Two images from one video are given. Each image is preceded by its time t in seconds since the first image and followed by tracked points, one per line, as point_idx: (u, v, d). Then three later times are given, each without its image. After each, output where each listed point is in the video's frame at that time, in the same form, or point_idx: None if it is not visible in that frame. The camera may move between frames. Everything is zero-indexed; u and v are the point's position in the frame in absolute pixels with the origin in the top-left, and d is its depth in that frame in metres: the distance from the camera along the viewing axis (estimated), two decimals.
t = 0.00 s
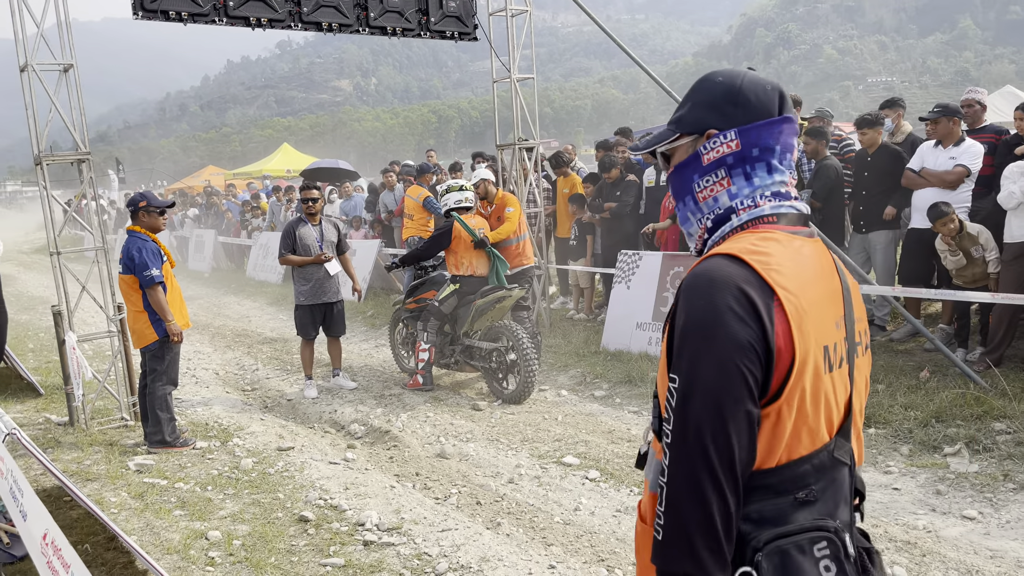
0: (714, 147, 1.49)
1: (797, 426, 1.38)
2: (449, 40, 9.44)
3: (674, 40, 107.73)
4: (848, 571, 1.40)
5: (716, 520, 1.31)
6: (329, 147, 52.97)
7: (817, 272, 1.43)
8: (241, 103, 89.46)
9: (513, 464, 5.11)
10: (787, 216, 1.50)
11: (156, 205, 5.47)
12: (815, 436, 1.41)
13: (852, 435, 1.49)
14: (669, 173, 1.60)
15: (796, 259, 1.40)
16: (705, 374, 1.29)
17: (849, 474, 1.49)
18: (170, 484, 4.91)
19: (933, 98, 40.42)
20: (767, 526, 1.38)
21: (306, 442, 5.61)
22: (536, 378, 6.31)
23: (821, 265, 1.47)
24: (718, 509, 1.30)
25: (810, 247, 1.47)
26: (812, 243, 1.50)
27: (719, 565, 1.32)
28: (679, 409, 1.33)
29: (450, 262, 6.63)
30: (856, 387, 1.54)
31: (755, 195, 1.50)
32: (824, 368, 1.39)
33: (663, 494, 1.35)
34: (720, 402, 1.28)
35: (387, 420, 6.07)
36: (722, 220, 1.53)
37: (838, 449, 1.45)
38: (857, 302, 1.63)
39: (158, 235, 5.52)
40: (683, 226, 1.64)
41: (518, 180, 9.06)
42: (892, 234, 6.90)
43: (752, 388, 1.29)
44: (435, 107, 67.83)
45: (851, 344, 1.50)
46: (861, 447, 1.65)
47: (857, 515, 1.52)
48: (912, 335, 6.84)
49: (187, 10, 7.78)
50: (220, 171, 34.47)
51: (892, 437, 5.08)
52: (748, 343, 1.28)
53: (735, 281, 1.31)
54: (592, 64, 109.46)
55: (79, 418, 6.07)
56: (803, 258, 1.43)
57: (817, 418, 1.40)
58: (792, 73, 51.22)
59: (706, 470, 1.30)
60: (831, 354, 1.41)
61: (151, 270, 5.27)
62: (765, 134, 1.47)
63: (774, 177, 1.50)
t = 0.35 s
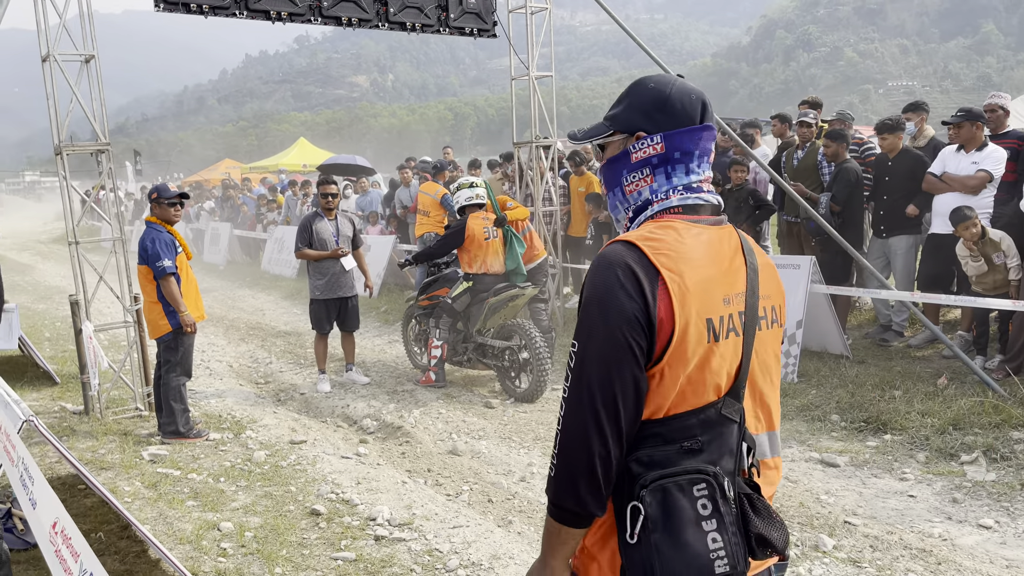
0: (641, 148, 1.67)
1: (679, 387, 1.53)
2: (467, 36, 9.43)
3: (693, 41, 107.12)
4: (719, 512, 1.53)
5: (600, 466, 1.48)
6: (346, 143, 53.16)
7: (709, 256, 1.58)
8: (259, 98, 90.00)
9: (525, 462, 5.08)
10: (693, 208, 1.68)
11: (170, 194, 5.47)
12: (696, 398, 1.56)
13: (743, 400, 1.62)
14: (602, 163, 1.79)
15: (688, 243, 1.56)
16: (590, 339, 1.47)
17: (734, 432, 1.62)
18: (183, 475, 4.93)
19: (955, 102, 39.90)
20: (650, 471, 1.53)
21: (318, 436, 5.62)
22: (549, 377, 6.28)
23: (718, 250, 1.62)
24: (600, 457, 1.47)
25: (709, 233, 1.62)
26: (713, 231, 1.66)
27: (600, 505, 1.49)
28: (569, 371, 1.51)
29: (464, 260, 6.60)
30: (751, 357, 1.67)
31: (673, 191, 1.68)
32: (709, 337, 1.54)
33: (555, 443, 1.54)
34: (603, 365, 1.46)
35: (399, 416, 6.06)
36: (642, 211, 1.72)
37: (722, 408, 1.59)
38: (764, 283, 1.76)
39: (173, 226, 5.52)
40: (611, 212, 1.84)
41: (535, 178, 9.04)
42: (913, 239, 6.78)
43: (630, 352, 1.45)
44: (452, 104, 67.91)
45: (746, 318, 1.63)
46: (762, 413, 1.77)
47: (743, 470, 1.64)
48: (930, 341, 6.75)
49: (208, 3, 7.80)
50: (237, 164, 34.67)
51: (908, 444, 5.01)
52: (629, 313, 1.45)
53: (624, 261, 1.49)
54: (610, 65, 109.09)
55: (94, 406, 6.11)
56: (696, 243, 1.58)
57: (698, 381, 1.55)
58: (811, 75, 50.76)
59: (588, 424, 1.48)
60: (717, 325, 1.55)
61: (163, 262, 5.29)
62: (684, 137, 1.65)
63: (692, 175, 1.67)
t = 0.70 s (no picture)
0: (517, 178, 1.78)
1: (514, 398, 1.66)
2: (480, 36, 9.45)
3: (705, 42, 106.74)
4: (539, 499, 1.62)
5: (447, 470, 1.67)
6: (357, 142, 53.31)
7: (548, 278, 1.67)
8: (271, 96, 90.42)
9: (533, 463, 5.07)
10: (551, 238, 1.77)
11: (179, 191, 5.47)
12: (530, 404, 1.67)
13: (577, 403, 1.69)
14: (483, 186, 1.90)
15: (525, 268, 1.68)
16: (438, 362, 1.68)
17: (568, 430, 1.69)
18: (193, 471, 4.95)
19: (969, 105, 39.59)
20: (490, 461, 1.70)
21: (327, 434, 5.63)
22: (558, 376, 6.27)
23: (560, 270, 1.70)
24: (446, 462, 1.67)
25: (552, 257, 1.71)
26: (563, 253, 1.74)
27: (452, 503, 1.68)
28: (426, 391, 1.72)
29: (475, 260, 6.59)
30: (594, 365, 1.72)
31: (537, 220, 1.78)
32: (539, 353, 1.64)
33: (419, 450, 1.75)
34: (445, 384, 1.66)
35: (407, 415, 6.06)
36: (511, 234, 1.82)
37: (555, 408, 1.68)
38: (623, 293, 1.78)
39: (184, 223, 5.53)
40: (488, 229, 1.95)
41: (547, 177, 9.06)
42: (926, 244, 6.72)
43: (463, 373, 1.63)
44: (463, 104, 67.95)
45: (585, 331, 1.69)
46: (620, 418, 1.77)
47: (576, 464, 1.69)
48: (942, 346, 6.68)
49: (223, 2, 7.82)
50: (249, 162, 34.81)
51: (919, 449, 4.96)
52: (462, 338, 1.63)
53: (461, 292, 1.66)
54: (621, 65, 108.86)
55: (105, 402, 6.14)
56: (537, 267, 1.69)
57: (530, 392, 1.66)
58: (824, 77, 50.49)
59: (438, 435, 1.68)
60: (549, 340, 1.65)
61: (169, 260, 5.30)
62: (552, 173, 1.76)
63: (559, 207, 1.78)
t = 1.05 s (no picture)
0: (433, 170, 2.09)
1: (423, 356, 1.93)
2: (486, 38, 9.45)
3: (711, 44, 106.60)
4: (453, 452, 1.85)
5: (361, 406, 2.01)
6: (363, 144, 53.41)
7: (455, 254, 1.95)
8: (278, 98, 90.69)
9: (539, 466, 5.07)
10: (464, 217, 2.07)
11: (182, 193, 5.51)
12: (439, 364, 1.92)
13: (484, 364, 1.93)
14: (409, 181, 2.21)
15: (435, 245, 1.96)
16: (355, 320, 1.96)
17: (478, 390, 1.92)
18: (199, 472, 4.95)
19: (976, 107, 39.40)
20: (410, 419, 1.95)
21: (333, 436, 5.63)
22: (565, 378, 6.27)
23: (467, 248, 1.98)
24: (360, 400, 2.00)
25: (460, 237, 1.99)
26: (470, 235, 2.02)
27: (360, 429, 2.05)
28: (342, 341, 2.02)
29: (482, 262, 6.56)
30: (499, 332, 1.97)
31: (451, 203, 2.08)
32: (445, 315, 1.91)
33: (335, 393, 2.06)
34: (363, 342, 1.93)
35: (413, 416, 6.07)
36: (429, 218, 2.12)
37: (465, 370, 1.92)
38: (524, 270, 2.05)
39: (186, 226, 5.54)
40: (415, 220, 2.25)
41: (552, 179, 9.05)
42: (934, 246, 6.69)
43: (376, 330, 1.93)
44: (468, 106, 67.98)
45: (489, 300, 1.96)
46: (523, 378, 2.02)
47: (488, 419, 1.91)
48: (950, 348, 6.65)
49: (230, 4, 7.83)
50: (256, 163, 34.90)
51: (927, 453, 4.93)
52: (377, 300, 1.92)
53: (379, 264, 1.95)
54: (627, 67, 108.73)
55: (112, 403, 6.16)
56: (445, 244, 1.97)
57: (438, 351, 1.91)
58: (831, 78, 50.35)
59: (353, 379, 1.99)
60: (453, 306, 1.91)
61: (166, 261, 5.29)
62: (460, 164, 2.08)
63: (470, 192, 2.09)
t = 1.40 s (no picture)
0: (403, 198, 2.32)
1: (398, 350, 2.15)
2: (486, 42, 9.48)
3: (711, 48, 106.66)
4: (424, 431, 2.09)
5: (341, 400, 2.12)
6: (363, 148, 53.45)
7: (428, 264, 2.21)
8: (278, 102, 90.82)
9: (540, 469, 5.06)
10: (432, 238, 2.31)
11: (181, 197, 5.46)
12: (411, 356, 2.15)
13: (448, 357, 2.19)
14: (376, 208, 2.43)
15: (410, 255, 2.22)
16: (340, 318, 2.14)
17: (442, 379, 2.18)
18: (200, 477, 4.95)
19: (975, 110, 39.43)
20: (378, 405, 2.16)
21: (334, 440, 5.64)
22: (565, 382, 6.28)
23: (438, 260, 2.24)
24: (341, 394, 2.12)
25: (431, 250, 2.26)
26: (438, 249, 2.29)
27: (347, 425, 2.13)
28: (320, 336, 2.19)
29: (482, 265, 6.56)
30: (460, 333, 2.24)
31: (419, 225, 2.31)
32: (419, 315, 2.15)
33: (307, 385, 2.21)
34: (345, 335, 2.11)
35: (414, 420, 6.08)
36: (398, 238, 2.33)
37: (432, 362, 2.17)
38: (481, 283, 2.33)
39: (188, 230, 5.53)
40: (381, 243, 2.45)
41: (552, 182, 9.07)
42: (933, 250, 6.69)
43: (359, 325, 2.11)
44: (468, 110, 68.02)
45: (455, 305, 2.22)
46: (476, 374, 2.30)
47: (450, 406, 2.17)
48: (950, 351, 6.65)
49: (230, 9, 7.84)
50: (256, 168, 34.92)
51: (927, 456, 4.93)
52: (361, 298, 2.12)
53: (363, 267, 2.16)
54: (627, 71, 108.86)
55: (112, 407, 6.16)
56: (418, 254, 2.23)
57: (410, 346, 2.15)
58: (831, 82, 50.38)
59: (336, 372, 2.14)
60: (426, 306, 2.16)
61: (165, 265, 5.30)
62: (428, 190, 2.33)
63: (438, 215, 2.33)
